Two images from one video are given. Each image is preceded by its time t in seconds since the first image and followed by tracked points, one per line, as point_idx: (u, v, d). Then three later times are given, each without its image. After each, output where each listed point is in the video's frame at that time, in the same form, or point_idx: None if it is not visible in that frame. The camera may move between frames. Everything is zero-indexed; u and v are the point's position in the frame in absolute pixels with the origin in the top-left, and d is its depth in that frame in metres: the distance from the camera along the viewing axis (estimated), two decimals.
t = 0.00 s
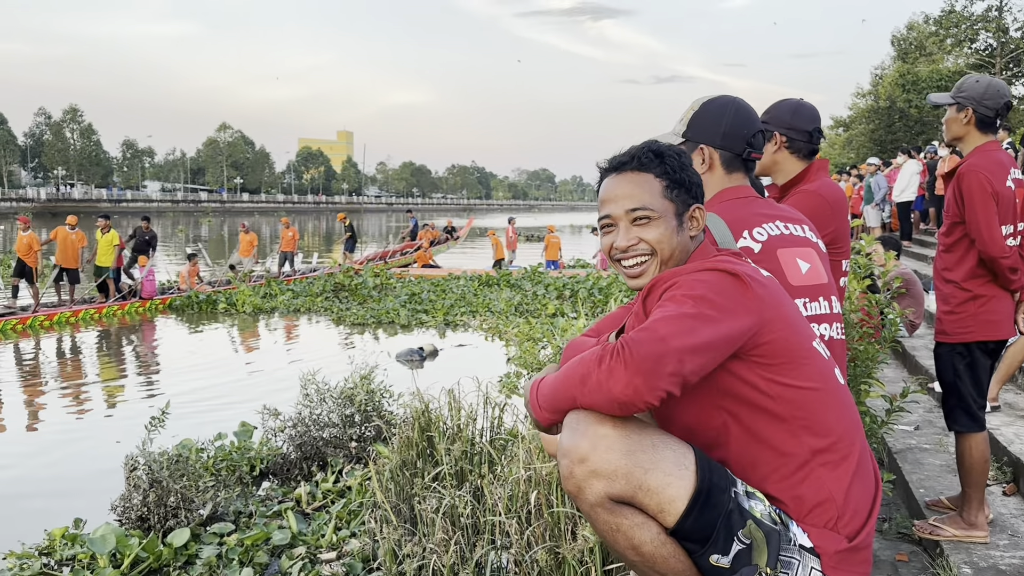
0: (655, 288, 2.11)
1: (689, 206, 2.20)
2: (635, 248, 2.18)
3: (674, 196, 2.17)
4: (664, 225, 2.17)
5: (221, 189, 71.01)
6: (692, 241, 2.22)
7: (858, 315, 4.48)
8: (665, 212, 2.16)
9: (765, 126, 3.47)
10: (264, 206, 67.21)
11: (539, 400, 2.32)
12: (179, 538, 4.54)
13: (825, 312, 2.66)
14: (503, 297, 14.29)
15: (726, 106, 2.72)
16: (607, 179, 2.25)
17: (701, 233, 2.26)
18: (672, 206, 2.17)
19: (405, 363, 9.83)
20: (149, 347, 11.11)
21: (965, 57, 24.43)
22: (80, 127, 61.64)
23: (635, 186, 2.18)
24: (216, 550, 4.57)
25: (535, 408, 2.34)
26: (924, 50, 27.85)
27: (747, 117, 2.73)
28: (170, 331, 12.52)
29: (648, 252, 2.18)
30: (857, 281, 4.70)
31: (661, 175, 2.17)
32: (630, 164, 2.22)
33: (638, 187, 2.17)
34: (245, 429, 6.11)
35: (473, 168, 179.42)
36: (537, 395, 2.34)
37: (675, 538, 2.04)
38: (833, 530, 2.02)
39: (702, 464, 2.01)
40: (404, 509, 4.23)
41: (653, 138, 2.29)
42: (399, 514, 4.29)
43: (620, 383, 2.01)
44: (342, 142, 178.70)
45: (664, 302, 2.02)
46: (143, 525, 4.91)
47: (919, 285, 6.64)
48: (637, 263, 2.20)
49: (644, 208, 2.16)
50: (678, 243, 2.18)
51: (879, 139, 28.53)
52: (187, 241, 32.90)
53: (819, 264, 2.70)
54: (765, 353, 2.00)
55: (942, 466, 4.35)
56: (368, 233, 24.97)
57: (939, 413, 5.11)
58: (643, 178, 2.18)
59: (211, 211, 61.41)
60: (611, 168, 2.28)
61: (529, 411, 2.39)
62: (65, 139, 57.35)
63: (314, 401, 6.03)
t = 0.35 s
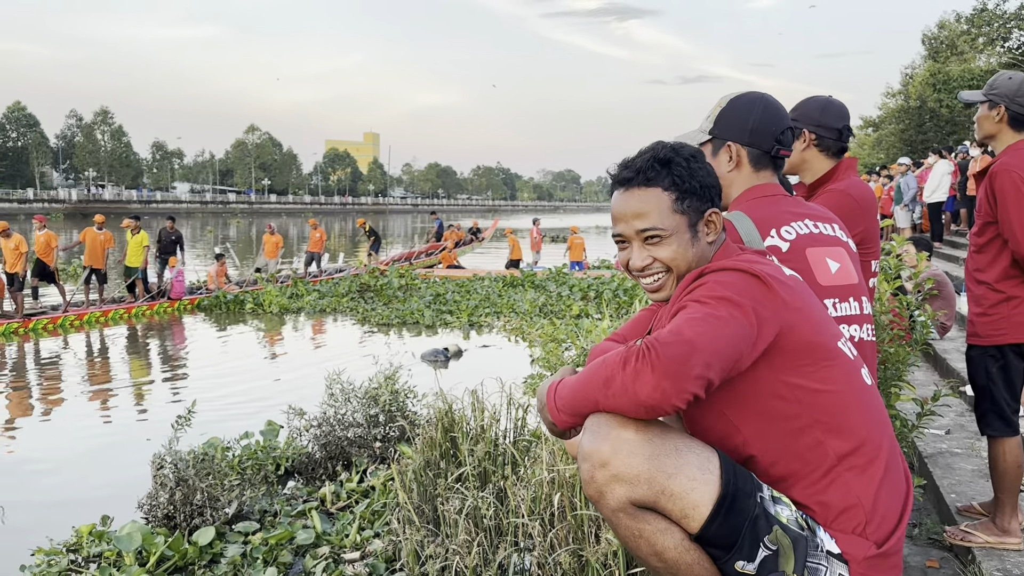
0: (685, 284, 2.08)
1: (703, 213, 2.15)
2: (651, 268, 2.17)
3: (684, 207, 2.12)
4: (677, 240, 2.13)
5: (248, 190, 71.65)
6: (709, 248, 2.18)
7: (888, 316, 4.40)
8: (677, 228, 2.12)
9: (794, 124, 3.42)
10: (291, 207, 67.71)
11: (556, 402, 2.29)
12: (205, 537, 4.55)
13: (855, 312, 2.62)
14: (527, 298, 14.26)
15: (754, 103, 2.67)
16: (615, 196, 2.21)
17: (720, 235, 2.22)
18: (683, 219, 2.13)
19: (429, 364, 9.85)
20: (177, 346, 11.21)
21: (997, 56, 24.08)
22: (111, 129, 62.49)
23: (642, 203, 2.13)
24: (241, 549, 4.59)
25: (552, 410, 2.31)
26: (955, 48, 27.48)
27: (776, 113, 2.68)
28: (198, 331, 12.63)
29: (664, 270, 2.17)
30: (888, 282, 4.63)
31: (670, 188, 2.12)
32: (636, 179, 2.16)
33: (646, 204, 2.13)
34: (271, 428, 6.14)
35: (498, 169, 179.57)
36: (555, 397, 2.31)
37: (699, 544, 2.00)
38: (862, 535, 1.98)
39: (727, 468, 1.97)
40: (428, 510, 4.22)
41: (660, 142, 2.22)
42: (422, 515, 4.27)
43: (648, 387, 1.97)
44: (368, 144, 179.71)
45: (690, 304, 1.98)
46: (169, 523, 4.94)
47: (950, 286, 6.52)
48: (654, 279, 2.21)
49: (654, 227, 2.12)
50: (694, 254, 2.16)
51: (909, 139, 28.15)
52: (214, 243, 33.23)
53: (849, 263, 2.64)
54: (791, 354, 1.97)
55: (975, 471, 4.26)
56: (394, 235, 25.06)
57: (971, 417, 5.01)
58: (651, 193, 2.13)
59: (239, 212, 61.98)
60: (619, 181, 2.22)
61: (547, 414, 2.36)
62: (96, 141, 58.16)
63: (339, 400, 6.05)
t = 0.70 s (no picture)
0: (713, 278, 2.07)
1: (736, 201, 2.12)
2: (673, 249, 2.16)
3: (717, 192, 2.10)
4: (704, 224, 2.11)
5: (273, 189, 72.15)
6: (738, 239, 2.15)
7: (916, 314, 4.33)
8: (705, 212, 2.10)
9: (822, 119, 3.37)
10: (315, 205, 68.12)
11: (576, 401, 2.27)
12: (230, 531, 4.59)
13: (888, 309, 2.60)
14: (550, 296, 14.24)
15: (783, 96, 2.64)
16: (653, 172, 2.21)
17: (754, 229, 2.17)
18: (714, 205, 2.11)
19: (452, 361, 9.86)
20: (201, 342, 11.31)
21: None
22: (137, 128, 63.15)
23: (676, 181, 2.13)
24: (267, 543, 4.62)
25: (572, 408, 2.29)
26: (984, 44, 27.08)
27: (805, 107, 2.64)
28: (224, 327, 12.75)
29: (686, 253, 2.16)
30: (917, 279, 4.56)
31: (705, 170, 2.11)
32: (673, 158, 2.16)
33: (678, 183, 2.12)
34: (296, 424, 6.17)
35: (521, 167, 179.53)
36: (575, 396, 2.29)
37: (723, 544, 1.97)
38: (893, 536, 1.94)
39: (751, 467, 1.95)
40: (451, 506, 4.22)
41: (706, 125, 2.21)
42: (445, 512, 4.27)
43: (670, 389, 1.94)
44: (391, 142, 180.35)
45: (713, 304, 1.96)
46: (195, 517, 4.98)
47: (980, 284, 6.42)
48: (676, 261, 2.19)
49: (682, 208, 2.12)
50: (719, 241, 2.13)
51: (937, 136, 27.79)
52: (239, 241, 33.49)
53: (882, 260, 2.62)
54: (818, 351, 1.95)
55: (1005, 471, 4.20)
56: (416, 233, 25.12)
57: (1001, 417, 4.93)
58: (686, 172, 2.12)
59: (264, 210, 62.44)
60: (659, 159, 2.22)
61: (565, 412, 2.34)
62: (123, 140, 58.80)
63: (362, 397, 6.07)
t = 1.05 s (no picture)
0: (738, 277, 2.05)
1: (765, 199, 2.10)
2: (700, 246, 2.14)
3: (746, 190, 2.08)
4: (733, 221, 2.10)
5: (292, 186, 72.47)
6: (766, 238, 2.12)
7: (940, 312, 4.29)
8: (734, 209, 2.09)
9: (846, 115, 3.34)
10: (333, 201, 68.36)
11: (601, 398, 2.26)
12: (251, 527, 4.61)
13: (913, 309, 2.58)
14: (567, 293, 14.21)
15: (805, 94, 2.61)
16: (680, 168, 2.19)
17: (782, 228, 2.15)
18: (743, 203, 2.09)
19: (471, 358, 9.87)
20: (220, 338, 11.39)
21: None
22: (158, 125, 63.56)
23: (704, 178, 2.12)
24: (287, 539, 4.64)
25: (597, 407, 2.28)
26: (1009, 38, 26.72)
27: (828, 105, 2.62)
28: (243, 324, 12.82)
29: (713, 250, 2.14)
30: (941, 278, 4.51)
31: (735, 167, 2.09)
32: (703, 154, 2.15)
33: (706, 179, 2.11)
34: (315, 420, 6.19)
35: (538, 163, 179.28)
36: (599, 393, 2.28)
37: (748, 544, 1.95)
38: (919, 538, 1.92)
39: (775, 467, 1.93)
40: (469, 504, 4.22)
41: (736, 123, 2.19)
42: (464, 509, 4.27)
43: (691, 390, 1.93)
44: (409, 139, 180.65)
45: (735, 305, 1.95)
46: (215, 513, 5.01)
47: (1004, 282, 6.34)
48: (702, 259, 2.17)
49: (710, 203, 2.10)
50: (747, 240, 2.11)
51: (960, 131, 27.46)
52: (258, 237, 33.69)
53: (906, 259, 2.59)
54: (840, 352, 1.93)
55: None
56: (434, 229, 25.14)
57: None
58: (714, 169, 2.11)
59: (282, 207, 62.76)
60: (686, 156, 2.21)
61: (591, 410, 2.33)
62: (144, 137, 59.23)
63: (381, 394, 6.07)
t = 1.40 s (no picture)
0: (744, 278, 2.04)
1: (773, 198, 2.09)
2: (707, 245, 2.13)
3: (755, 189, 2.07)
4: (741, 219, 2.09)
5: (303, 183, 72.62)
6: (774, 237, 2.11)
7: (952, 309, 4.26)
8: (742, 207, 2.08)
9: (859, 111, 3.33)
10: (344, 198, 68.48)
11: (607, 400, 2.26)
12: (262, 523, 4.63)
13: (923, 308, 2.56)
14: (578, 290, 14.18)
15: (815, 90, 2.60)
16: (688, 167, 2.19)
17: (790, 227, 2.14)
18: (752, 201, 2.08)
19: (482, 355, 9.88)
20: (231, 335, 11.43)
21: None
22: (170, 122, 63.81)
23: (712, 177, 2.11)
24: (297, 535, 4.66)
25: (603, 407, 2.28)
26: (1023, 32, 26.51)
27: (839, 100, 2.60)
28: (254, 320, 12.87)
29: (720, 249, 2.12)
30: (953, 275, 4.48)
31: (743, 165, 2.08)
32: (711, 152, 2.14)
33: (715, 178, 2.10)
34: (326, 417, 6.21)
35: (549, 160, 179.10)
36: (606, 393, 2.28)
37: (756, 545, 1.94)
38: (928, 538, 1.90)
39: (783, 468, 1.92)
40: (479, 501, 4.22)
41: (745, 121, 2.18)
42: (474, 506, 4.29)
43: (695, 394, 1.93)
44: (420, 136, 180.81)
45: (741, 306, 1.94)
46: (226, 509, 5.04)
47: (1018, 279, 6.29)
48: (709, 258, 2.16)
49: (718, 202, 2.09)
50: (755, 239, 2.10)
51: (973, 127, 27.27)
52: (270, 234, 33.79)
53: (917, 257, 2.58)
54: (846, 353, 1.92)
55: None
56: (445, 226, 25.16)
57: None
58: (723, 168, 2.10)
59: (294, 204, 62.91)
60: (695, 154, 2.20)
61: (597, 409, 2.33)
62: (156, 134, 59.47)
63: (391, 390, 6.08)
